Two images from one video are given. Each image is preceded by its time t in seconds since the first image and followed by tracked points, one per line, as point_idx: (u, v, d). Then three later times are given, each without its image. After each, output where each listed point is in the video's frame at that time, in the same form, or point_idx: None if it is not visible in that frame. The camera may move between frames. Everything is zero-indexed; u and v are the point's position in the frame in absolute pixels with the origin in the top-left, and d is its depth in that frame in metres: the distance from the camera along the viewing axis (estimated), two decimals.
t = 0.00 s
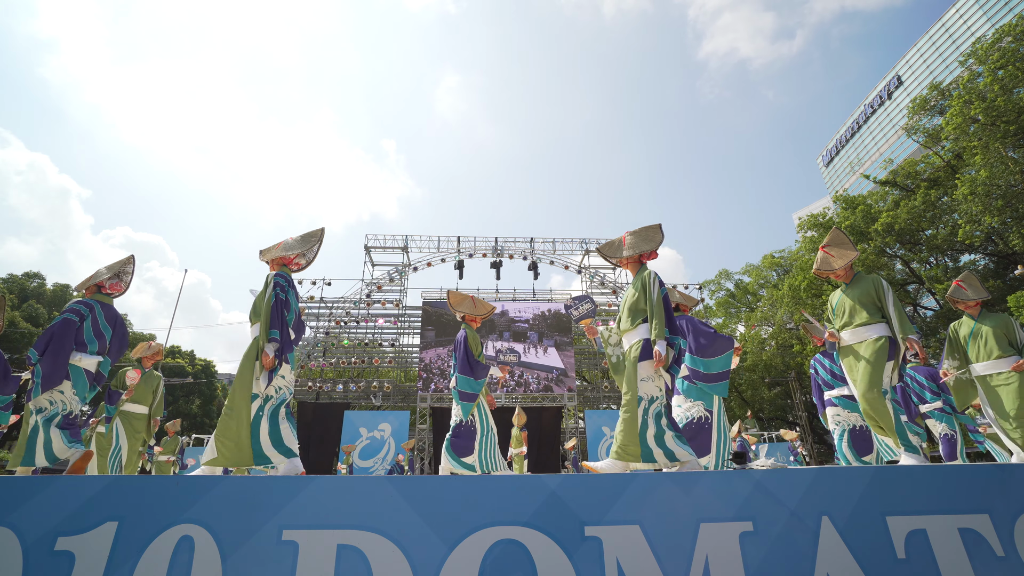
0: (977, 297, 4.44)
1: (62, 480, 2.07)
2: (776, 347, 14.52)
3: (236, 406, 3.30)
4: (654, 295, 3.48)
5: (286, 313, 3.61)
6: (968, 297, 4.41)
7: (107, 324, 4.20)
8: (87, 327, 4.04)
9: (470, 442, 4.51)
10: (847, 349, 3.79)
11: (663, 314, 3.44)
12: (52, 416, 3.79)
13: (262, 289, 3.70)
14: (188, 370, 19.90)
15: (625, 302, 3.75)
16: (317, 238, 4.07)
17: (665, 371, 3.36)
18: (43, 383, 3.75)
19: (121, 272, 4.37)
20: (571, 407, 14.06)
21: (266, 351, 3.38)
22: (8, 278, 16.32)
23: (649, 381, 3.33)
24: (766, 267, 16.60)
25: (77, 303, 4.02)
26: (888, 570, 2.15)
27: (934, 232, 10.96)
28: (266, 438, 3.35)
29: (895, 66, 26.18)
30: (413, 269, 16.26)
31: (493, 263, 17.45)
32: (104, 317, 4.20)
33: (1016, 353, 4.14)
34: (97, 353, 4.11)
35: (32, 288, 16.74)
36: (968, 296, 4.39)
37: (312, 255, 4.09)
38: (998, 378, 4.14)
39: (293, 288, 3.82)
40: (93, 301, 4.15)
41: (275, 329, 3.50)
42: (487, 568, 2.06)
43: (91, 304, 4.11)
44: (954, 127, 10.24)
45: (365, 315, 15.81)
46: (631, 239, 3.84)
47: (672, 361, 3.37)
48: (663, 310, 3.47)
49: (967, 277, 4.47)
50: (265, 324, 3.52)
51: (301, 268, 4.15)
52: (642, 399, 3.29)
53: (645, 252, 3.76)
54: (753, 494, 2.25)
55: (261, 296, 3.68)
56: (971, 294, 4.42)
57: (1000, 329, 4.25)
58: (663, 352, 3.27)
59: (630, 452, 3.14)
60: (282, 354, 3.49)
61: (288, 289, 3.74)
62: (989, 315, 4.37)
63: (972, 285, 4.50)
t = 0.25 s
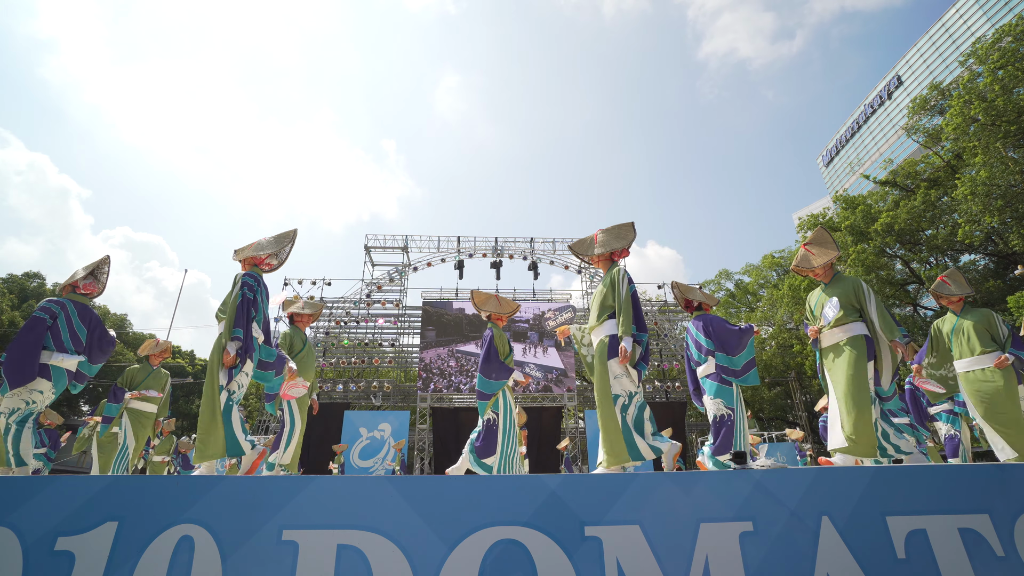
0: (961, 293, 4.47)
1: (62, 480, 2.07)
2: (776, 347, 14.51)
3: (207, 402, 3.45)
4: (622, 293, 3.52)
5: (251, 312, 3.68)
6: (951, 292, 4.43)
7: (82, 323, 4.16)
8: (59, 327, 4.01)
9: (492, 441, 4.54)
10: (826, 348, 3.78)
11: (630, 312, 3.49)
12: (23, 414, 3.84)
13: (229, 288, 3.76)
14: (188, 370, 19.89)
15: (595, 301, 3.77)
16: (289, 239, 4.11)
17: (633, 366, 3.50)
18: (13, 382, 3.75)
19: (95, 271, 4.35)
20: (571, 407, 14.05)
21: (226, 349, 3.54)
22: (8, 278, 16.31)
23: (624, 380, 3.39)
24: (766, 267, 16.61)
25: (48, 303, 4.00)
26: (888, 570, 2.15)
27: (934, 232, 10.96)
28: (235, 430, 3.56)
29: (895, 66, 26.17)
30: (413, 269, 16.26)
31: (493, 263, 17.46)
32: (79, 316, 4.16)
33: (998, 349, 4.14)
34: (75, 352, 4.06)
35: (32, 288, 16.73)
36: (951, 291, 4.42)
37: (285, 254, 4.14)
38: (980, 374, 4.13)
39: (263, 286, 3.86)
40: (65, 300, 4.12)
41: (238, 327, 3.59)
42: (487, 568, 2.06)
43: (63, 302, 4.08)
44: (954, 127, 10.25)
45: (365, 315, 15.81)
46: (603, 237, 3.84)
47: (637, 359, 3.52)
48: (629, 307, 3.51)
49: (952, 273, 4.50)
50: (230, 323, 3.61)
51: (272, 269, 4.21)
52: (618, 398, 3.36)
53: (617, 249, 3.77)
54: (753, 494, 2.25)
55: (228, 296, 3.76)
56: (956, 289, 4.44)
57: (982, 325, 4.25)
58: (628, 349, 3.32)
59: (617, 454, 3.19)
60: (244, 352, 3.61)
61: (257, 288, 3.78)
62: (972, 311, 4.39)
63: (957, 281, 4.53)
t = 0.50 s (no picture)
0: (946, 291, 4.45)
1: (62, 479, 2.07)
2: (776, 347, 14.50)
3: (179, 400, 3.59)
4: (591, 289, 3.47)
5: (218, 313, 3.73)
6: (938, 290, 4.41)
7: (58, 325, 4.17)
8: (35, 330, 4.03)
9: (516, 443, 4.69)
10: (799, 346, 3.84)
11: (595, 307, 3.42)
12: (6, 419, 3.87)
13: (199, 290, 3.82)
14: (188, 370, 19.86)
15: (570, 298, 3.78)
16: (262, 241, 4.12)
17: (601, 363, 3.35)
18: None
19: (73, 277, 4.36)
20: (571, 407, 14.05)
21: (188, 350, 3.56)
22: (8, 278, 16.28)
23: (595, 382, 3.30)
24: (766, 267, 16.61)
25: (23, 307, 4.00)
26: (888, 570, 2.15)
27: (934, 232, 10.96)
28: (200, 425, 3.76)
29: (895, 66, 26.17)
30: (413, 269, 16.25)
31: (493, 263, 17.47)
32: (54, 320, 4.17)
33: (984, 348, 4.13)
34: (50, 356, 4.09)
35: (32, 288, 16.71)
36: (937, 289, 4.39)
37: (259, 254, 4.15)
38: (967, 373, 4.12)
39: (233, 287, 3.91)
40: (41, 304, 4.11)
41: (202, 328, 3.60)
42: (487, 568, 2.06)
43: (38, 307, 4.07)
44: (953, 127, 10.26)
45: (365, 315, 15.80)
46: (577, 235, 3.83)
47: (606, 356, 3.35)
48: (597, 304, 3.44)
49: (938, 271, 4.48)
50: (194, 323, 3.63)
51: (246, 271, 4.24)
52: (588, 400, 3.26)
53: (590, 247, 3.74)
54: (753, 494, 2.25)
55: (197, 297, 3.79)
56: (941, 287, 4.43)
57: (968, 323, 4.24)
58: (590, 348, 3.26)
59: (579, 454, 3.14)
60: (208, 351, 3.64)
61: (227, 290, 3.84)
62: (958, 308, 4.37)
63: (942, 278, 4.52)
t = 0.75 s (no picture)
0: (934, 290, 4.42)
1: (63, 479, 2.07)
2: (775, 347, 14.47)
3: (148, 405, 3.69)
4: (561, 292, 3.51)
5: (181, 316, 3.90)
6: (925, 291, 4.39)
7: (38, 328, 4.30)
8: (14, 332, 4.16)
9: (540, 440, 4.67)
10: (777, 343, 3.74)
11: (567, 310, 3.45)
12: None
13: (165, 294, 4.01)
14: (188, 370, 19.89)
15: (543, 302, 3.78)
16: (229, 246, 4.28)
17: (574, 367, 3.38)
18: None
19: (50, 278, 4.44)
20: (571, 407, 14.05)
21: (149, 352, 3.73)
22: (8, 278, 16.31)
23: (573, 386, 3.32)
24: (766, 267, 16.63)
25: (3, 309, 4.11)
26: (888, 570, 2.15)
27: (934, 232, 10.96)
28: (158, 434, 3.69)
29: (895, 66, 26.19)
30: (413, 269, 16.27)
31: (493, 263, 17.47)
32: (35, 323, 4.29)
33: (969, 348, 4.12)
34: (29, 357, 4.26)
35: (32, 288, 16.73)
36: (924, 290, 4.37)
37: (227, 258, 4.28)
38: (952, 374, 4.14)
39: (200, 290, 4.09)
40: (21, 307, 4.22)
41: (163, 330, 3.79)
42: (487, 568, 2.06)
43: (18, 310, 4.18)
44: (954, 127, 10.26)
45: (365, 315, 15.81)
46: (550, 239, 3.85)
47: (579, 359, 3.39)
48: (567, 306, 3.48)
49: (925, 270, 4.45)
50: (157, 326, 3.83)
51: (217, 274, 4.37)
52: (567, 404, 3.29)
53: (564, 250, 3.77)
54: (753, 494, 2.25)
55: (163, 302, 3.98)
56: (928, 287, 4.41)
57: (953, 323, 4.23)
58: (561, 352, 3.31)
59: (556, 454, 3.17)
60: (168, 354, 3.79)
61: (192, 293, 4.02)
62: (946, 308, 4.36)
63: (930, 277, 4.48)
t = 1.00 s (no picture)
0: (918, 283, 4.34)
1: (63, 479, 2.07)
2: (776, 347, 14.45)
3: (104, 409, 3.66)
4: (527, 291, 3.49)
5: (150, 318, 3.88)
6: (908, 284, 4.29)
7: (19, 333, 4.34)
8: None
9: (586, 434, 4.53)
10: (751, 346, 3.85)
11: (532, 310, 3.46)
12: None
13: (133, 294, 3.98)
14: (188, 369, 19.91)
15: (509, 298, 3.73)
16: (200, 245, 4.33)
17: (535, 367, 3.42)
18: None
19: (29, 282, 4.51)
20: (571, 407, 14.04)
21: (116, 354, 3.68)
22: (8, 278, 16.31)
23: (529, 384, 3.33)
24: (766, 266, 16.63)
25: None
26: (888, 570, 2.15)
27: (934, 232, 10.96)
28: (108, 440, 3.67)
29: (895, 66, 26.19)
30: (413, 269, 16.28)
31: (493, 263, 17.47)
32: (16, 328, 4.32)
33: (953, 343, 4.11)
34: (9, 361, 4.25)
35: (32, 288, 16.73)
36: (908, 283, 4.26)
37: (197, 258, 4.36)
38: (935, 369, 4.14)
39: (168, 291, 4.09)
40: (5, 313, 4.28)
41: (130, 333, 3.76)
42: (487, 568, 2.06)
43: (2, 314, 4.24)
44: (954, 126, 10.26)
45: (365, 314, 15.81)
46: (522, 237, 3.83)
47: (541, 359, 3.45)
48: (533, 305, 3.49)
49: (910, 263, 4.33)
50: (124, 328, 3.78)
51: (185, 273, 4.41)
52: (525, 402, 3.29)
53: (535, 248, 3.76)
54: (753, 494, 2.25)
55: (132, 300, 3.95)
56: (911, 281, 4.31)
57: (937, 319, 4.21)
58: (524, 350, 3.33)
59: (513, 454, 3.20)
60: (135, 357, 3.76)
61: (161, 293, 4.02)
62: (930, 301, 4.30)
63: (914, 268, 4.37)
